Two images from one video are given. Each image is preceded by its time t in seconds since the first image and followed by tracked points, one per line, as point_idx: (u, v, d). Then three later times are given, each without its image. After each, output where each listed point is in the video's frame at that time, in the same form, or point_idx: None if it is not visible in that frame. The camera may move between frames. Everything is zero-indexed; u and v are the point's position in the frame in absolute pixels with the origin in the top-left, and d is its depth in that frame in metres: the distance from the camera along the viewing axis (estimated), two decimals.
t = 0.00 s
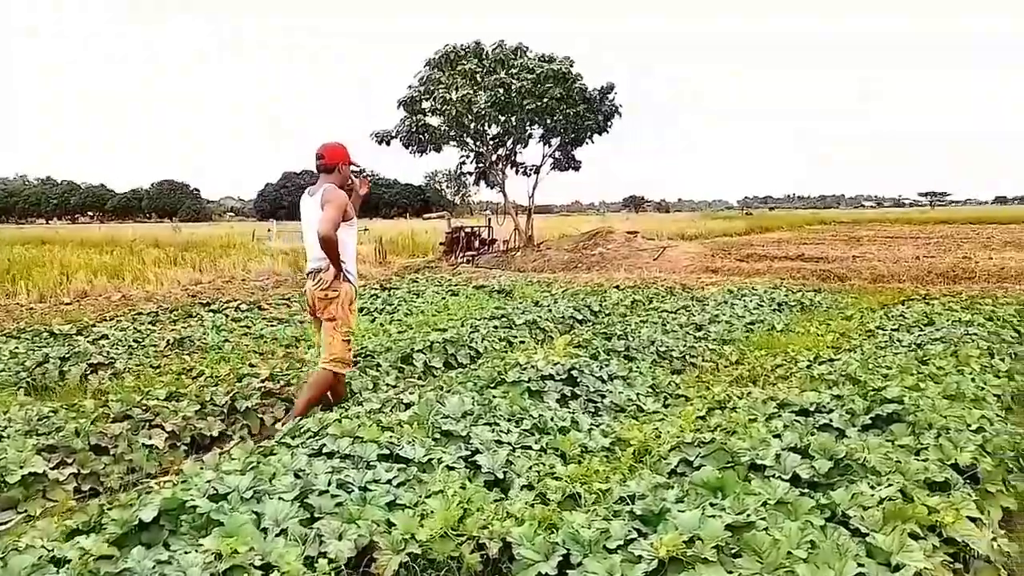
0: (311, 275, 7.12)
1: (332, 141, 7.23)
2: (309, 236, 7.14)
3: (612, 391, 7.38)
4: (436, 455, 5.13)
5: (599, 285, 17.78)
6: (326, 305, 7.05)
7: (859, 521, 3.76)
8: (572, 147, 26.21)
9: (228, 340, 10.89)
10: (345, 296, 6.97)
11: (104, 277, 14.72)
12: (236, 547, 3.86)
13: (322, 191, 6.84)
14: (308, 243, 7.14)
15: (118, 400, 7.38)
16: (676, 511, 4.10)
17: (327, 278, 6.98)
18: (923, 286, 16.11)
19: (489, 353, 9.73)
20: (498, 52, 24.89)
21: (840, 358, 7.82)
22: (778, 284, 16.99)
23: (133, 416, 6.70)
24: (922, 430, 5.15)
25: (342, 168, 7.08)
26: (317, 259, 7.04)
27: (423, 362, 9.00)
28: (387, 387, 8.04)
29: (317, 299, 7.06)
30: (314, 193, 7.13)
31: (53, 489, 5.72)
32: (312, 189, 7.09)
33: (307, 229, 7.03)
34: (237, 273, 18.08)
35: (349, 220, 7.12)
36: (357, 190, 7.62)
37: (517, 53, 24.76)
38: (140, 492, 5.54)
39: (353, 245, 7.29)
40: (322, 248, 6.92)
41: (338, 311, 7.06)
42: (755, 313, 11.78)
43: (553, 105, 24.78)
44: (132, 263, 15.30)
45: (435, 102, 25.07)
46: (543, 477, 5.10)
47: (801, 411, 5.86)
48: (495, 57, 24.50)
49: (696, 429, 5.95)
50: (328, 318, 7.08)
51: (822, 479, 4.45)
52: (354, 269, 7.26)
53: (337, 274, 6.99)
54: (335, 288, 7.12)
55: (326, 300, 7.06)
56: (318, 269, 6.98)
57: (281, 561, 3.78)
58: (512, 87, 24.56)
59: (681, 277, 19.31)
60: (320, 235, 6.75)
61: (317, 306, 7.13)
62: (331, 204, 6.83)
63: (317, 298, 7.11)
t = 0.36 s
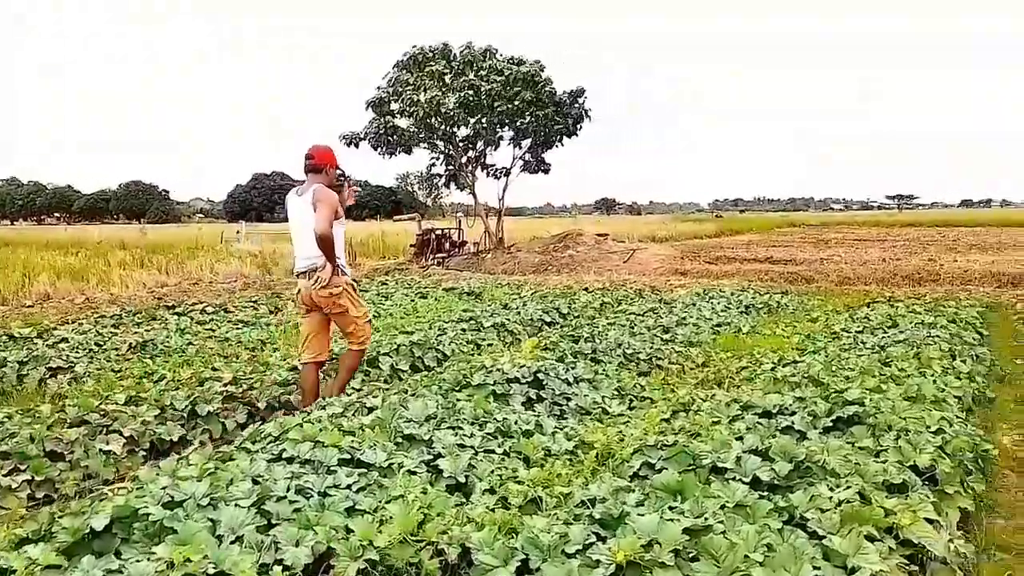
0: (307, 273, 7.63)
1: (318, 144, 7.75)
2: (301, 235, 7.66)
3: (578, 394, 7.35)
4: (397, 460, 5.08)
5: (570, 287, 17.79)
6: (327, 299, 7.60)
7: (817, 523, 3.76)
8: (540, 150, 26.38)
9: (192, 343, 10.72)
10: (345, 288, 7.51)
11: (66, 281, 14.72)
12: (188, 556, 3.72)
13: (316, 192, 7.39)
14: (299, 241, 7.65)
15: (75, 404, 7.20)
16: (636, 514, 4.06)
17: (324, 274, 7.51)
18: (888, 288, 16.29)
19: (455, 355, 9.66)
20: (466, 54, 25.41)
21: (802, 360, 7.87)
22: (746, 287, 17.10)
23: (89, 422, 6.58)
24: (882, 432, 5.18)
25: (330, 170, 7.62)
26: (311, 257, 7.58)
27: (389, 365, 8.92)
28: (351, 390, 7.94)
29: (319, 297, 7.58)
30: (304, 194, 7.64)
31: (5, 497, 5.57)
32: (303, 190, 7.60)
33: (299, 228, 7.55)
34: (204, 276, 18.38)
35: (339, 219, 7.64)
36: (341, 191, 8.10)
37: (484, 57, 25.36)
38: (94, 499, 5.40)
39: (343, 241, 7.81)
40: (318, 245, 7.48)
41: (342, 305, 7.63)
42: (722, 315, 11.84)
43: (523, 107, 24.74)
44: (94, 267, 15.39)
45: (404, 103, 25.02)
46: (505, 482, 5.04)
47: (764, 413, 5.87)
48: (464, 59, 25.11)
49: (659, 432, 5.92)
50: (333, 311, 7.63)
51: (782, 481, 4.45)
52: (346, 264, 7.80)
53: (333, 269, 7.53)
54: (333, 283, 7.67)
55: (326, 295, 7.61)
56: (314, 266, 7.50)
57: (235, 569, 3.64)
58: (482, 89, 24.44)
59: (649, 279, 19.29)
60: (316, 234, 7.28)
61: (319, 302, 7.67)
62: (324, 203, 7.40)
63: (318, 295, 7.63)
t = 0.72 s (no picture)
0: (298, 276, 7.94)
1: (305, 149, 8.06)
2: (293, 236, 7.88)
3: (536, 396, 7.38)
4: (350, 465, 5.08)
5: (534, 289, 17.86)
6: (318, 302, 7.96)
7: (758, 524, 3.82)
8: (508, 153, 26.50)
9: (145, 347, 10.58)
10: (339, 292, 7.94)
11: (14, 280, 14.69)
12: (123, 567, 3.67)
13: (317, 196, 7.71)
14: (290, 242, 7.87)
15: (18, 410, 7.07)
16: (582, 517, 4.09)
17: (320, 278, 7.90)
18: (843, 291, 16.60)
19: (417, 358, 9.65)
20: (435, 54, 25.24)
21: (756, 362, 7.98)
22: (707, 289, 17.30)
23: (28, 429, 6.45)
24: (827, 432, 5.29)
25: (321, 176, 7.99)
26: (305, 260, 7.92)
27: (348, 368, 8.89)
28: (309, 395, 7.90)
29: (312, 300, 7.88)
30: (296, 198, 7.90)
31: None
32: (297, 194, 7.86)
33: (295, 230, 7.80)
34: (162, 276, 18.25)
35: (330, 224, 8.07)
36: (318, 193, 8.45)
37: (454, 57, 25.26)
38: (31, 508, 5.30)
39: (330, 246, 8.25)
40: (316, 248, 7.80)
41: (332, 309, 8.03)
42: (682, 317, 11.97)
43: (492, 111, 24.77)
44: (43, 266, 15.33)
45: (372, 103, 24.89)
46: (458, 486, 5.05)
47: (716, 415, 5.95)
48: (433, 60, 25.02)
49: (612, 434, 5.96)
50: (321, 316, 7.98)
51: (728, 483, 4.50)
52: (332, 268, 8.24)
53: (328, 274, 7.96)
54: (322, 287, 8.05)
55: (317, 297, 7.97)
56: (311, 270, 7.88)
57: None
58: (451, 91, 24.37)
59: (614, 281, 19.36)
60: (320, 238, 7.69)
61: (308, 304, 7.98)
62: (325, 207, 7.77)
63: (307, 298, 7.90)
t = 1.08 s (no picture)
0: (286, 269, 8.10)
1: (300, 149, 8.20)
2: (285, 233, 8.09)
3: (494, 398, 7.23)
4: (298, 472, 4.98)
5: (498, 291, 17.82)
6: (303, 296, 8.12)
7: (704, 528, 3.79)
8: (475, 156, 26.40)
9: (97, 349, 10.35)
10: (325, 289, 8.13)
11: None
12: None
13: (314, 197, 7.96)
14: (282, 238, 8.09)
15: None
16: (529, 522, 4.02)
17: (308, 272, 8.08)
18: (801, 292, 16.79)
19: (375, 360, 9.52)
20: (403, 58, 25.14)
21: (712, 363, 7.99)
22: (668, 291, 17.39)
23: None
24: (778, 433, 5.30)
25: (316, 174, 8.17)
26: (296, 255, 8.10)
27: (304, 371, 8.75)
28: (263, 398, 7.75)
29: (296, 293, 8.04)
30: (291, 196, 8.13)
31: None
32: (292, 193, 8.08)
33: (290, 227, 8.02)
34: (122, 277, 17.94)
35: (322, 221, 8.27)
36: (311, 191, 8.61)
37: (423, 61, 25.12)
38: None
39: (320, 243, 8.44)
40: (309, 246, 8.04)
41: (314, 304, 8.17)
42: (643, 318, 12.00)
43: (459, 115, 24.65)
44: None
45: (338, 104, 24.66)
46: (408, 491, 4.96)
47: (671, 416, 5.93)
48: (401, 63, 24.88)
49: (567, 436, 5.92)
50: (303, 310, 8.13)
51: (679, 485, 4.45)
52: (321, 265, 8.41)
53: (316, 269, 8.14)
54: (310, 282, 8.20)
55: (303, 291, 8.13)
56: (300, 264, 8.06)
57: None
58: (418, 94, 24.22)
59: (578, 283, 19.34)
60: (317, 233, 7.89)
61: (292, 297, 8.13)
62: (321, 208, 8.01)
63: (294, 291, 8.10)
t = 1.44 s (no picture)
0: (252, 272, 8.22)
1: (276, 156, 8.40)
2: (250, 236, 8.25)
3: (442, 405, 7.09)
4: (231, 485, 4.77)
5: (453, 294, 17.65)
6: (266, 299, 8.17)
7: (647, 538, 3.68)
8: (433, 159, 26.17)
9: (35, 357, 9.95)
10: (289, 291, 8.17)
11: None
12: None
13: (279, 201, 8.13)
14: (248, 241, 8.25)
15: None
16: (469, 536, 3.86)
17: (270, 275, 8.14)
18: (752, 294, 16.90)
19: (323, 365, 9.29)
20: (358, 58, 24.86)
21: (663, 366, 7.93)
22: (623, 293, 17.38)
23: None
24: (725, 437, 5.22)
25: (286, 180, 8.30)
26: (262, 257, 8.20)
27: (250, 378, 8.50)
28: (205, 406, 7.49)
29: (258, 293, 8.11)
30: (259, 201, 8.34)
31: None
32: (260, 198, 8.29)
33: (255, 230, 8.17)
34: (70, 282, 17.40)
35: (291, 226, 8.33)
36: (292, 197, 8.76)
37: (379, 61, 24.85)
38: None
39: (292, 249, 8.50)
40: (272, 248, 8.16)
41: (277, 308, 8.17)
42: (597, 321, 11.93)
43: (415, 115, 24.39)
44: None
45: (292, 105, 24.33)
46: (346, 504, 4.77)
47: (619, 421, 5.83)
48: (356, 63, 24.61)
49: (513, 443, 5.77)
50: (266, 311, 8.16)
51: (624, 492, 4.33)
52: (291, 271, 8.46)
53: (279, 272, 8.19)
54: (275, 286, 8.24)
55: (266, 295, 8.18)
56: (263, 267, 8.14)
57: None
58: (373, 94, 23.95)
59: (534, 287, 19.32)
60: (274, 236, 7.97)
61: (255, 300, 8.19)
62: (285, 211, 8.17)
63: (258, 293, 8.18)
